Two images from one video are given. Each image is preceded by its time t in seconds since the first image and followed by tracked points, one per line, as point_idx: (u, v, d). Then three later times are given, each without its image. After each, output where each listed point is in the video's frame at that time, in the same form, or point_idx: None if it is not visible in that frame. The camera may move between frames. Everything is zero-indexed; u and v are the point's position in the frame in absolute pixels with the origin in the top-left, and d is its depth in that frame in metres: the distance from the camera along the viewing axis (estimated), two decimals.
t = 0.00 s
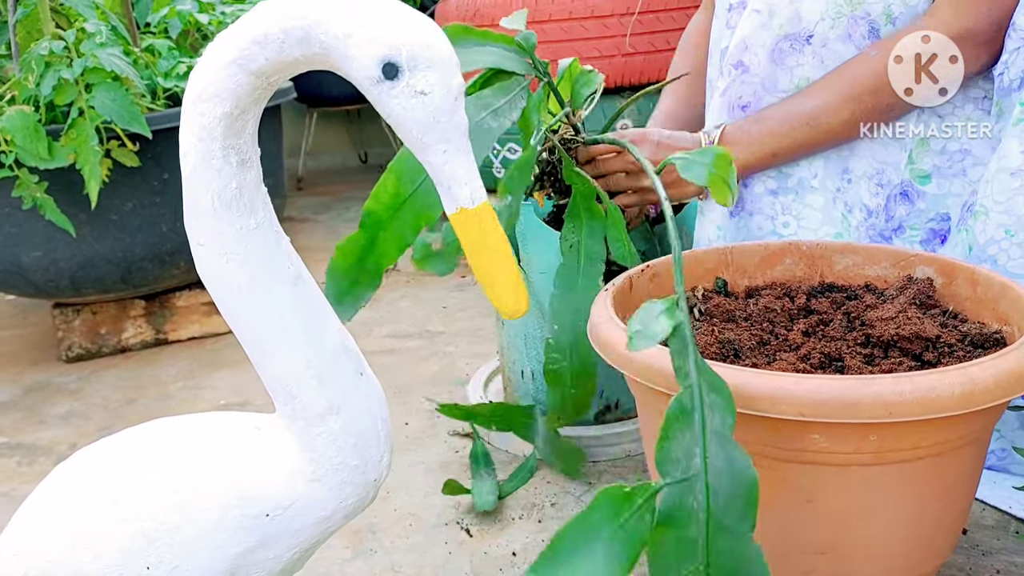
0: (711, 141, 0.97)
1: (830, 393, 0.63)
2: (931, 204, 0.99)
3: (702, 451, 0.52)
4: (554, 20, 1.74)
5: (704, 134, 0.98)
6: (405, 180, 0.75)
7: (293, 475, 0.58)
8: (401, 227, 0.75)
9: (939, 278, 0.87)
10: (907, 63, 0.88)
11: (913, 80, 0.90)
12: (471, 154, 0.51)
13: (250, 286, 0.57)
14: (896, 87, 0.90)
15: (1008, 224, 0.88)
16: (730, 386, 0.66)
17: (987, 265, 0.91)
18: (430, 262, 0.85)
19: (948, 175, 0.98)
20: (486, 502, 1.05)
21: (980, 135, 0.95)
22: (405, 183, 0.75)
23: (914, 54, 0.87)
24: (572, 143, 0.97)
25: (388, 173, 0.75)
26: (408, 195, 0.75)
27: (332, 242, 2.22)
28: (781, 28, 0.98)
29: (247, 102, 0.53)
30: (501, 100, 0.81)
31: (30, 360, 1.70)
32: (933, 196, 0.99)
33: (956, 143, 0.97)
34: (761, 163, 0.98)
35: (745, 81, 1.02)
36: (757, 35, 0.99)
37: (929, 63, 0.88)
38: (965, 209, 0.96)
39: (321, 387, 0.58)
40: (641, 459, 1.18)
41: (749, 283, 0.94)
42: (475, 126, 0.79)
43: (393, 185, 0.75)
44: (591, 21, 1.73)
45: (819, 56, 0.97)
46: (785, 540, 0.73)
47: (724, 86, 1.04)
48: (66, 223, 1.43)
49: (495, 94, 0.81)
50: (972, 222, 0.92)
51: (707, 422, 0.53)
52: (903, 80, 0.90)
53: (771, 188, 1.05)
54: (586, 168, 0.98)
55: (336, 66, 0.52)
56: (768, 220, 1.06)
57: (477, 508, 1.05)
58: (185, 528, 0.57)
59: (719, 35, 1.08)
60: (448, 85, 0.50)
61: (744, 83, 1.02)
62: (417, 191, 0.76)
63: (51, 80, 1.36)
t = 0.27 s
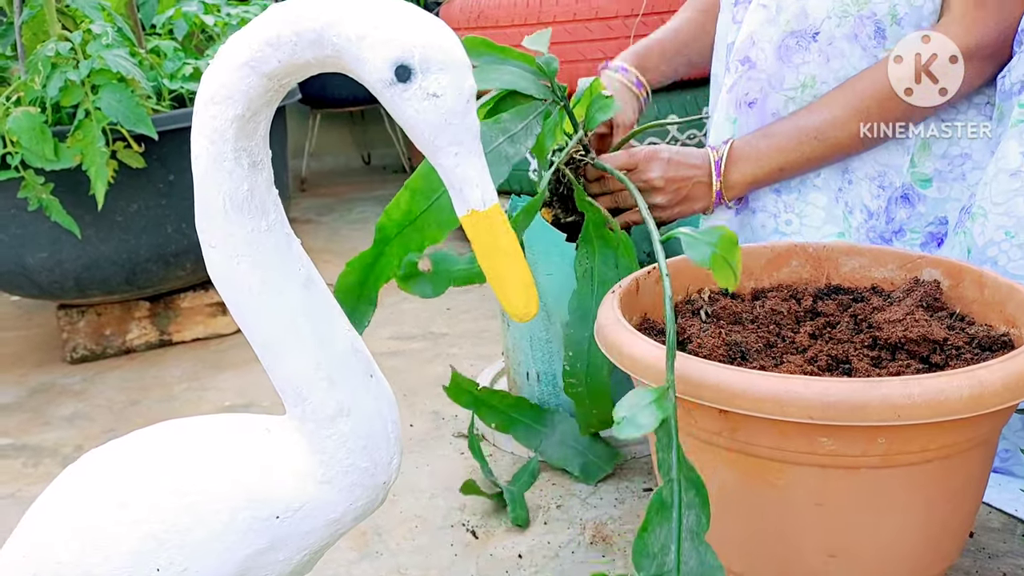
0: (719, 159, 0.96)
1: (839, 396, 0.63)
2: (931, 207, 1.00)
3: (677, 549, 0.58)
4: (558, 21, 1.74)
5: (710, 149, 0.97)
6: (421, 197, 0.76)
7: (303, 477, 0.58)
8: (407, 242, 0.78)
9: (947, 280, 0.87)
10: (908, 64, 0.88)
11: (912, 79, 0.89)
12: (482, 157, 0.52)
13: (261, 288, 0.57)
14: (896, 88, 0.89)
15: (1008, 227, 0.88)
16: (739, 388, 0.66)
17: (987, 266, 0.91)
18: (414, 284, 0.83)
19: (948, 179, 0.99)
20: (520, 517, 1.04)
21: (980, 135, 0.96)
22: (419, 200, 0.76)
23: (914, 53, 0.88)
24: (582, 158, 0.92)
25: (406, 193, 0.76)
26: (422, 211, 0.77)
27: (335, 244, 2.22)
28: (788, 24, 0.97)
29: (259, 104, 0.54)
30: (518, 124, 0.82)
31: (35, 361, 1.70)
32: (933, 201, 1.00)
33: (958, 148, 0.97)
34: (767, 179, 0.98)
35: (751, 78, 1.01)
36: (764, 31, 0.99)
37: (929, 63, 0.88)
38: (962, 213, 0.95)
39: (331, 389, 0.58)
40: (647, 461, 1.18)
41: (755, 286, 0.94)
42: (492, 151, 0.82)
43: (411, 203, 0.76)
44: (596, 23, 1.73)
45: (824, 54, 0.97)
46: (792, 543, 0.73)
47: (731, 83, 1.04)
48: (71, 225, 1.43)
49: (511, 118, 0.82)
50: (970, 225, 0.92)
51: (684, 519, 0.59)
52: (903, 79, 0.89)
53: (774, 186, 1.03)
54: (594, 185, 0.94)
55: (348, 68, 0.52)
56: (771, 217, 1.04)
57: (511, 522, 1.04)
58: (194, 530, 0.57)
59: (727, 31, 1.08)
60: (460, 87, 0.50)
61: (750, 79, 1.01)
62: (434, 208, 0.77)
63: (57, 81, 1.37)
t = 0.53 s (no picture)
0: (718, 162, 0.97)
1: (841, 401, 0.63)
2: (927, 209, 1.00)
3: (702, 542, 0.63)
4: (560, 25, 1.74)
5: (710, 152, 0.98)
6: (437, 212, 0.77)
7: (306, 482, 0.59)
8: (429, 258, 0.78)
9: (948, 285, 0.87)
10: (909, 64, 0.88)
11: (912, 79, 0.89)
12: (485, 163, 0.52)
13: (266, 293, 0.57)
14: (896, 87, 0.89)
15: (1002, 228, 0.89)
16: (741, 393, 0.66)
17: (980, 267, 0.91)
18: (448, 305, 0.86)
19: (943, 181, 0.99)
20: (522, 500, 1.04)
21: (979, 135, 0.95)
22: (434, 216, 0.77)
23: (914, 54, 0.89)
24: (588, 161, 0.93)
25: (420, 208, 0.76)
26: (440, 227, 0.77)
27: (336, 246, 2.22)
28: (794, 20, 0.97)
29: (264, 111, 0.54)
30: (525, 130, 0.81)
31: (36, 363, 1.70)
32: (929, 202, 1.00)
33: (953, 149, 0.97)
34: (768, 181, 0.98)
35: (756, 72, 1.01)
36: (770, 26, 0.99)
37: (929, 63, 0.88)
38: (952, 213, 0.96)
39: (335, 394, 0.58)
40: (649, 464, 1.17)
41: (756, 290, 0.94)
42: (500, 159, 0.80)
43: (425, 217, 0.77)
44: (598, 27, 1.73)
45: (828, 53, 0.97)
46: (794, 548, 0.73)
47: (735, 76, 1.03)
48: (73, 228, 1.43)
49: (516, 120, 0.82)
50: (963, 224, 0.92)
51: (708, 513, 0.63)
52: (903, 78, 0.89)
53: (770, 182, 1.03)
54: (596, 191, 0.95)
55: (352, 74, 0.52)
56: (767, 211, 1.04)
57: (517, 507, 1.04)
58: (197, 535, 0.57)
59: (729, 21, 1.08)
60: (464, 94, 0.50)
61: (754, 73, 1.01)
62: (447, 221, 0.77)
63: (60, 85, 1.37)
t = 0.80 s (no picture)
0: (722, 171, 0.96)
1: (836, 400, 0.63)
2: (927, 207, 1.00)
3: (675, 465, 0.57)
4: (559, 25, 1.74)
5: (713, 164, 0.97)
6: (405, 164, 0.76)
7: (301, 480, 0.59)
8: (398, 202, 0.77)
9: (944, 284, 0.87)
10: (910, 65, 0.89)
11: (912, 79, 0.89)
12: (479, 161, 0.52)
13: (260, 292, 0.57)
14: (896, 87, 0.89)
15: (1002, 224, 0.89)
16: (737, 392, 0.66)
17: (979, 264, 0.91)
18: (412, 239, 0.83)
19: (942, 180, 0.99)
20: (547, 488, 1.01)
21: (979, 135, 0.95)
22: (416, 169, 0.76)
23: (914, 54, 0.89)
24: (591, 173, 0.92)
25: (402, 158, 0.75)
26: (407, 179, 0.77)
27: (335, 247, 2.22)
28: (800, 18, 0.98)
29: (259, 108, 0.54)
30: (533, 118, 0.82)
31: (35, 363, 1.70)
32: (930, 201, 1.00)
33: (953, 147, 0.98)
34: (770, 189, 0.97)
35: (761, 68, 1.02)
36: (776, 22, 0.99)
37: (929, 63, 0.89)
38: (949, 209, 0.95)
39: (330, 392, 0.58)
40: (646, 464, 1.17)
41: (754, 289, 0.94)
42: (502, 138, 0.80)
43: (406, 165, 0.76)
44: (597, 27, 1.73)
45: (832, 51, 0.97)
46: (789, 547, 0.73)
47: (742, 71, 1.03)
48: (72, 227, 1.43)
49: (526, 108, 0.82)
50: (962, 221, 0.92)
51: (683, 436, 0.57)
52: (903, 78, 0.89)
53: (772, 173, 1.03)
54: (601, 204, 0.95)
55: (347, 73, 0.52)
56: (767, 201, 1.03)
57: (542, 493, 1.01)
58: (192, 532, 0.57)
59: (732, 17, 1.08)
60: (458, 92, 0.50)
61: (760, 69, 1.01)
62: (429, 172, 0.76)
63: (59, 84, 1.37)
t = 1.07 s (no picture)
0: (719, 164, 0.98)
1: (837, 402, 0.63)
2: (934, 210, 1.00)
3: (649, 410, 0.49)
4: (561, 26, 1.74)
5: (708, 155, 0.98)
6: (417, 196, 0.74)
7: (302, 482, 0.59)
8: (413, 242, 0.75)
9: (946, 286, 0.87)
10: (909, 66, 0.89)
11: (913, 80, 0.89)
12: (479, 163, 0.52)
13: (261, 294, 0.58)
14: (896, 87, 0.89)
15: (1013, 227, 0.89)
16: (738, 394, 0.66)
17: (989, 267, 0.91)
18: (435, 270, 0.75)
19: (948, 183, 0.99)
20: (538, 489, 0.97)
21: (981, 135, 0.95)
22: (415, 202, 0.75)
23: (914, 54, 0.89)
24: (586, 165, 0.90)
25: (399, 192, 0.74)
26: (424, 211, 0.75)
27: (338, 248, 2.22)
28: (808, 18, 0.97)
29: (259, 111, 0.54)
30: (508, 123, 0.82)
31: (38, 364, 1.71)
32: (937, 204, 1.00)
33: (959, 150, 0.97)
34: (772, 182, 0.97)
35: (767, 67, 1.01)
36: (783, 21, 0.98)
37: (929, 63, 0.88)
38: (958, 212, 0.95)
39: (331, 394, 0.58)
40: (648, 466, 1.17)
41: (755, 291, 0.94)
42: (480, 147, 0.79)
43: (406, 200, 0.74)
44: (599, 28, 1.73)
45: (840, 52, 0.98)
46: (791, 550, 0.73)
47: (746, 71, 1.02)
48: (75, 229, 1.44)
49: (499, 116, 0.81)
50: (971, 224, 0.92)
51: (658, 382, 0.50)
52: (903, 79, 0.89)
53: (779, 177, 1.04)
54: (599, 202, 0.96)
55: (347, 76, 0.52)
56: (771, 206, 1.04)
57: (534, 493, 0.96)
58: (194, 534, 0.58)
59: (740, 17, 1.07)
60: (458, 95, 0.50)
61: (766, 68, 1.01)
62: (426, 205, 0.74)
63: (61, 86, 1.37)
